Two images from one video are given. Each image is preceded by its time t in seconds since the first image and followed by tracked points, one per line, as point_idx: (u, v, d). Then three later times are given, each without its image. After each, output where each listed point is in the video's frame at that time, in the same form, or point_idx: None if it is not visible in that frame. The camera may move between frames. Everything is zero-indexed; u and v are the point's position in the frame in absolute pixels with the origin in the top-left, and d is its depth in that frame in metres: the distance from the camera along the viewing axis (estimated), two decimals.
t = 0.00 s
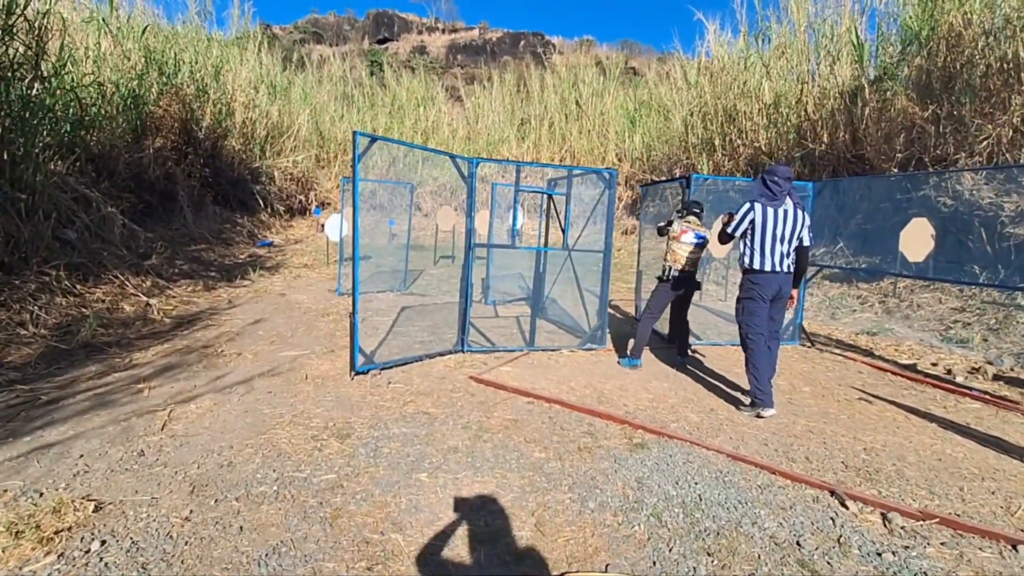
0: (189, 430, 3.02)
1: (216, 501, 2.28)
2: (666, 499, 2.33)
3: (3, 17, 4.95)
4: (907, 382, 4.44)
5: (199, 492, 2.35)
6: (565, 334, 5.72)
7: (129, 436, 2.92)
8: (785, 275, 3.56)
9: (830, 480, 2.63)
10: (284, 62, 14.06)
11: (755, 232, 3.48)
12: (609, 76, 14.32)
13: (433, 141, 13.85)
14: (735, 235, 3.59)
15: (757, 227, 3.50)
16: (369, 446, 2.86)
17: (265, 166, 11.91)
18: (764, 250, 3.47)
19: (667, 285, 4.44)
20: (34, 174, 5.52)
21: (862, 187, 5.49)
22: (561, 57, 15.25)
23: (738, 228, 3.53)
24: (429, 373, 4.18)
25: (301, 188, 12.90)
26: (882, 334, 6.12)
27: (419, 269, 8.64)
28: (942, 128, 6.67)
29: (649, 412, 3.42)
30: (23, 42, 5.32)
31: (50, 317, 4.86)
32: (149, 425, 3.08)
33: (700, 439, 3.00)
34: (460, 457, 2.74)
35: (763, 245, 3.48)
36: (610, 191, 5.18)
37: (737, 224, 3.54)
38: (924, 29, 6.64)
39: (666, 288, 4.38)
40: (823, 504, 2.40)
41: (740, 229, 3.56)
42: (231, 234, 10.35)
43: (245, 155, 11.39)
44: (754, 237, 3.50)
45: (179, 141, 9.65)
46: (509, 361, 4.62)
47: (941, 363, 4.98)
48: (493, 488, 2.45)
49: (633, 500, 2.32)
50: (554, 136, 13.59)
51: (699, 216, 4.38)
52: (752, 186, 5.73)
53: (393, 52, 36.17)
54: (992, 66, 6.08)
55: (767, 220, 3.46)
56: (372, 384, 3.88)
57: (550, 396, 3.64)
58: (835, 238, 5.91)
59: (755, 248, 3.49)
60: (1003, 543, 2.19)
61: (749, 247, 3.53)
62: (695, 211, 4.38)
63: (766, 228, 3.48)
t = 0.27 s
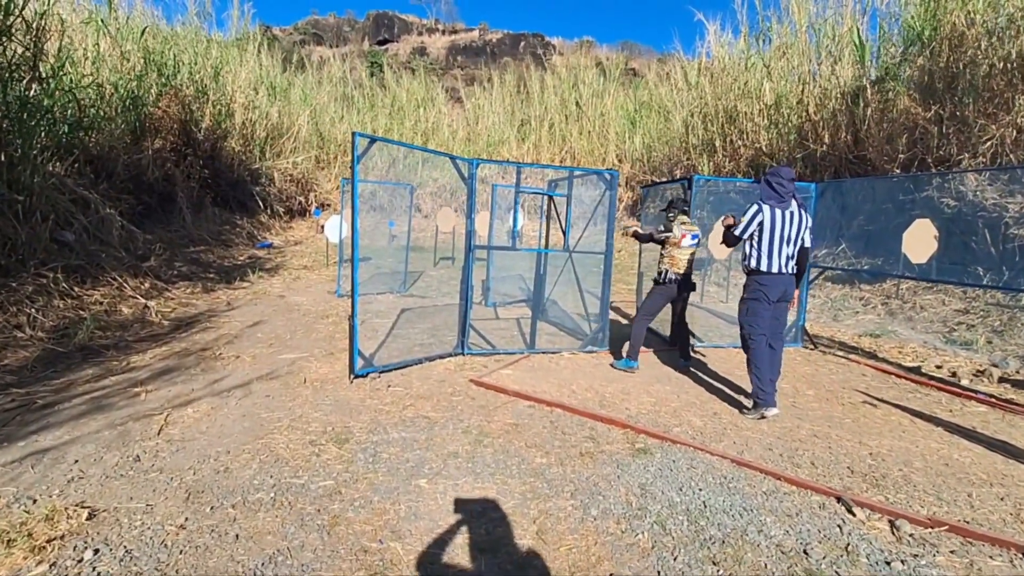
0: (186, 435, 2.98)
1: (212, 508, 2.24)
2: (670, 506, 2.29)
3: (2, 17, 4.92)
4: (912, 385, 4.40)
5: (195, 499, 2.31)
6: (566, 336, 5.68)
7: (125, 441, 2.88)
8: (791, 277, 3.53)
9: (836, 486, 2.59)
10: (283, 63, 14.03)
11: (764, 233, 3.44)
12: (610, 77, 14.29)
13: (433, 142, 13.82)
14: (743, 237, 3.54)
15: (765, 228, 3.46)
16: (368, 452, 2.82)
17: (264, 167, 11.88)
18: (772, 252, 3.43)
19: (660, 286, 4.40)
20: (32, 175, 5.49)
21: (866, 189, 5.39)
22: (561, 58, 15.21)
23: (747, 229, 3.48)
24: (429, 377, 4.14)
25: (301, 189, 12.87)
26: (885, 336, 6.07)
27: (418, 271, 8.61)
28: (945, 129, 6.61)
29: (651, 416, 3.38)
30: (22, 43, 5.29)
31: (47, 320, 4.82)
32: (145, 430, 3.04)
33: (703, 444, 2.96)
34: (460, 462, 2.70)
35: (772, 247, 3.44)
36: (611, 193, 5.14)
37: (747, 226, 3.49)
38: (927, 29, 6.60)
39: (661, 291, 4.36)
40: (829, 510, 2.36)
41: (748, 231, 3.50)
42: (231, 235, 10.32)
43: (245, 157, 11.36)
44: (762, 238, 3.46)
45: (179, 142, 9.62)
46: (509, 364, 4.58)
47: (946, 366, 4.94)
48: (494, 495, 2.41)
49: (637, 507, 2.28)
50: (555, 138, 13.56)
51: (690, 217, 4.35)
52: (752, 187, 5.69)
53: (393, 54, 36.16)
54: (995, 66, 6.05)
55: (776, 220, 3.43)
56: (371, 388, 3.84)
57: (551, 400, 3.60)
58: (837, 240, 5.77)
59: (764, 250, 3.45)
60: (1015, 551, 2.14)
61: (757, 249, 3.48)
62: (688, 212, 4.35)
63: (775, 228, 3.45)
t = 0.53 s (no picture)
0: (186, 439, 2.95)
1: (213, 515, 2.20)
2: (678, 512, 2.25)
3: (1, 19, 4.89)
4: (917, 387, 4.36)
5: (195, 505, 2.28)
6: (568, 337, 5.64)
7: (124, 445, 2.84)
8: (796, 279, 3.53)
9: (845, 491, 2.55)
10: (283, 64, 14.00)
11: (774, 235, 3.39)
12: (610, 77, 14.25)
13: (433, 143, 13.79)
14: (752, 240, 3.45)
15: (774, 231, 3.41)
16: (370, 457, 2.78)
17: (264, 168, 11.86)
18: (782, 255, 3.40)
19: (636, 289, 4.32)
20: (31, 177, 5.47)
21: (869, 189, 5.36)
22: (561, 58, 15.17)
23: (757, 232, 3.41)
24: (431, 379, 4.10)
25: (301, 190, 12.84)
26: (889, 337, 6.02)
27: (419, 271, 8.60)
28: (949, 128, 6.57)
29: (656, 419, 3.34)
30: (21, 44, 5.26)
31: (46, 323, 4.78)
32: (144, 435, 3.00)
33: (710, 448, 2.92)
34: (464, 468, 2.67)
35: (781, 250, 3.41)
36: (614, 193, 5.11)
37: (757, 228, 3.41)
38: (930, 28, 6.57)
39: (634, 296, 4.28)
40: (839, 516, 2.33)
41: (758, 234, 3.43)
42: (231, 237, 10.29)
43: (245, 158, 11.33)
44: (772, 241, 3.41)
45: (178, 144, 9.59)
46: (512, 366, 4.54)
47: (951, 367, 4.90)
48: (498, 501, 2.37)
49: (643, 513, 2.25)
50: (555, 138, 13.52)
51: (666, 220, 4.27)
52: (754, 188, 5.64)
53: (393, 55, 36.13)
54: (1000, 65, 6.01)
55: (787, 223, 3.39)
56: (373, 391, 3.81)
57: (555, 403, 3.56)
58: (839, 240, 5.74)
59: (774, 253, 3.41)
60: None
61: (767, 252, 3.43)
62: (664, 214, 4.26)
63: (785, 231, 3.41)
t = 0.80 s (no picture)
0: (192, 444, 2.92)
1: (221, 522, 2.17)
2: (692, 517, 2.22)
3: (4, 20, 4.87)
4: (927, 388, 4.33)
5: (203, 511, 2.25)
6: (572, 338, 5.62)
7: (130, 450, 2.82)
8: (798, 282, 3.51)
9: (860, 495, 2.52)
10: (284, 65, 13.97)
11: (779, 238, 3.36)
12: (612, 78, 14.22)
13: (435, 144, 13.76)
14: (755, 242, 3.42)
15: (778, 234, 3.39)
16: (378, 461, 2.75)
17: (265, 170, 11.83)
18: (785, 257, 3.38)
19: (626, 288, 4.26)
20: (34, 179, 5.45)
21: (874, 189, 5.28)
22: (562, 58, 15.13)
23: (761, 235, 3.38)
24: (437, 382, 4.08)
25: (302, 192, 12.81)
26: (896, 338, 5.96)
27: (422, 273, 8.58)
28: (954, 128, 6.54)
29: (665, 422, 3.31)
30: (24, 46, 5.24)
31: (49, 325, 4.76)
32: (149, 439, 2.97)
33: (722, 451, 2.88)
34: (473, 472, 2.64)
35: (785, 252, 3.39)
36: (620, 194, 5.08)
37: (761, 230, 3.38)
38: (935, 27, 6.54)
39: (623, 295, 4.25)
40: (855, 521, 2.30)
41: (762, 236, 3.40)
42: (233, 238, 10.26)
43: (246, 160, 11.32)
44: (777, 244, 3.38)
45: (180, 145, 9.57)
46: (517, 368, 4.51)
47: (960, 368, 4.87)
48: (509, 506, 2.34)
49: (657, 518, 2.22)
50: (557, 139, 13.48)
51: (641, 213, 4.27)
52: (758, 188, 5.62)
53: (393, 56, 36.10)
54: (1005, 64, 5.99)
55: (791, 225, 3.37)
56: (379, 394, 3.78)
57: (563, 405, 3.54)
58: (844, 241, 5.64)
59: (778, 256, 3.38)
60: None
61: (771, 255, 3.40)
62: (638, 208, 4.26)
63: (789, 233, 3.39)
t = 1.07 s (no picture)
0: (200, 448, 2.90)
1: (233, 528, 2.15)
2: (708, 522, 2.20)
3: (7, 22, 4.86)
4: (936, 390, 4.31)
5: (214, 517, 2.23)
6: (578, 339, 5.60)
7: (138, 455, 2.80)
8: (791, 284, 3.47)
9: (875, 499, 2.50)
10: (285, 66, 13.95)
11: (767, 241, 3.35)
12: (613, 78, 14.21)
13: (436, 145, 13.73)
14: (744, 246, 3.43)
15: (768, 236, 3.37)
16: (389, 466, 2.73)
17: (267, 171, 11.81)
18: (774, 260, 3.36)
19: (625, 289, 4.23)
20: (37, 182, 5.43)
21: (879, 189, 5.24)
22: (563, 59, 15.11)
23: (750, 238, 3.38)
24: (444, 385, 4.06)
25: (304, 193, 12.79)
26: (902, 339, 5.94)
27: (425, 274, 8.57)
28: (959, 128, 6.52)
29: (675, 425, 3.29)
30: (27, 48, 5.22)
31: (53, 328, 4.74)
32: (156, 444, 2.95)
33: (734, 455, 2.86)
34: (485, 476, 2.62)
35: (774, 255, 3.36)
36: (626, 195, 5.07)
37: (749, 234, 3.38)
38: (938, 27, 6.53)
39: (623, 297, 4.23)
40: (871, 525, 2.28)
41: (750, 240, 3.40)
42: (235, 240, 10.23)
43: (247, 162, 11.30)
44: (765, 247, 3.37)
45: (182, 147, 9.56)
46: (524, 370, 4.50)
47: (968, 369, 4.85)
48: (523, 511, 2.32)
49: (673, 523, 2.20)
50: (558, 140, 13.46)
51: (637, 212, 4.27)
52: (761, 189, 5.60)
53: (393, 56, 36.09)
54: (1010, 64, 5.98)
55: (779, 228, 3.35)
56: (386, 397, 3.76)
57: (572, 408, 3.52)
58: (847, 241, 5.67)
59: (766, 259, 3.36)
60: None
61: (759, 258, 3.39)
62: (635, 208, 4.27)
63: (777, 236, 3.37)
